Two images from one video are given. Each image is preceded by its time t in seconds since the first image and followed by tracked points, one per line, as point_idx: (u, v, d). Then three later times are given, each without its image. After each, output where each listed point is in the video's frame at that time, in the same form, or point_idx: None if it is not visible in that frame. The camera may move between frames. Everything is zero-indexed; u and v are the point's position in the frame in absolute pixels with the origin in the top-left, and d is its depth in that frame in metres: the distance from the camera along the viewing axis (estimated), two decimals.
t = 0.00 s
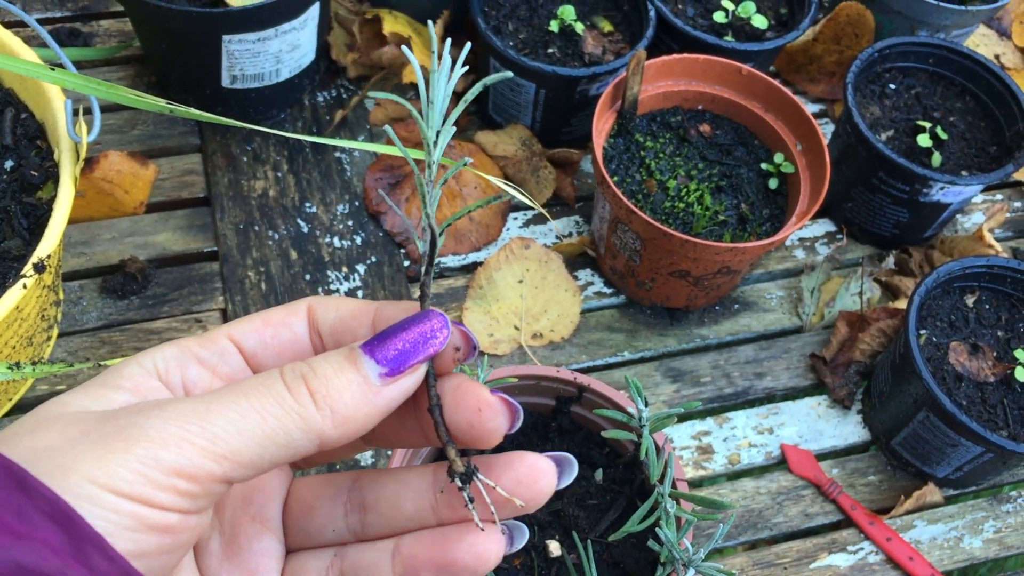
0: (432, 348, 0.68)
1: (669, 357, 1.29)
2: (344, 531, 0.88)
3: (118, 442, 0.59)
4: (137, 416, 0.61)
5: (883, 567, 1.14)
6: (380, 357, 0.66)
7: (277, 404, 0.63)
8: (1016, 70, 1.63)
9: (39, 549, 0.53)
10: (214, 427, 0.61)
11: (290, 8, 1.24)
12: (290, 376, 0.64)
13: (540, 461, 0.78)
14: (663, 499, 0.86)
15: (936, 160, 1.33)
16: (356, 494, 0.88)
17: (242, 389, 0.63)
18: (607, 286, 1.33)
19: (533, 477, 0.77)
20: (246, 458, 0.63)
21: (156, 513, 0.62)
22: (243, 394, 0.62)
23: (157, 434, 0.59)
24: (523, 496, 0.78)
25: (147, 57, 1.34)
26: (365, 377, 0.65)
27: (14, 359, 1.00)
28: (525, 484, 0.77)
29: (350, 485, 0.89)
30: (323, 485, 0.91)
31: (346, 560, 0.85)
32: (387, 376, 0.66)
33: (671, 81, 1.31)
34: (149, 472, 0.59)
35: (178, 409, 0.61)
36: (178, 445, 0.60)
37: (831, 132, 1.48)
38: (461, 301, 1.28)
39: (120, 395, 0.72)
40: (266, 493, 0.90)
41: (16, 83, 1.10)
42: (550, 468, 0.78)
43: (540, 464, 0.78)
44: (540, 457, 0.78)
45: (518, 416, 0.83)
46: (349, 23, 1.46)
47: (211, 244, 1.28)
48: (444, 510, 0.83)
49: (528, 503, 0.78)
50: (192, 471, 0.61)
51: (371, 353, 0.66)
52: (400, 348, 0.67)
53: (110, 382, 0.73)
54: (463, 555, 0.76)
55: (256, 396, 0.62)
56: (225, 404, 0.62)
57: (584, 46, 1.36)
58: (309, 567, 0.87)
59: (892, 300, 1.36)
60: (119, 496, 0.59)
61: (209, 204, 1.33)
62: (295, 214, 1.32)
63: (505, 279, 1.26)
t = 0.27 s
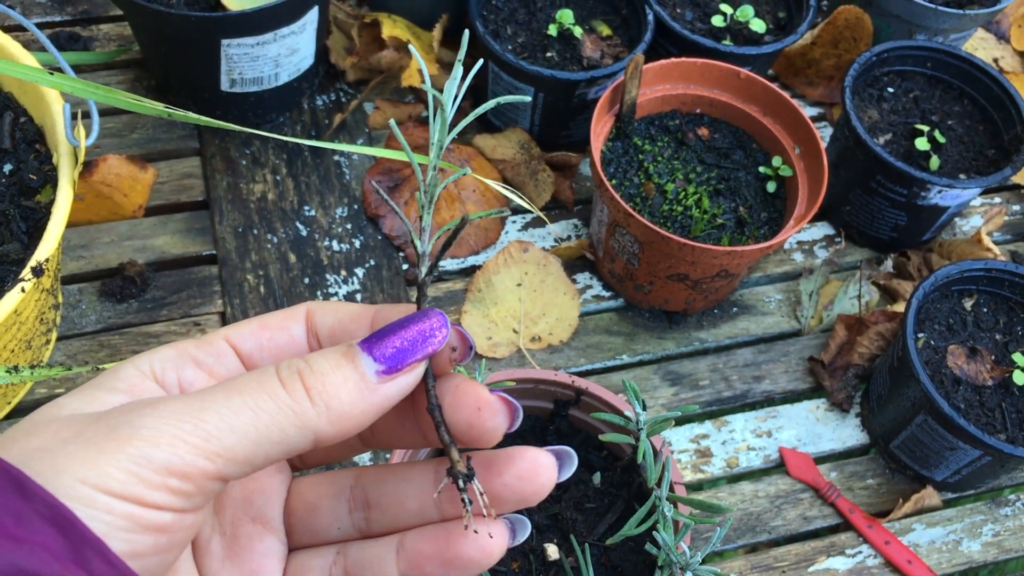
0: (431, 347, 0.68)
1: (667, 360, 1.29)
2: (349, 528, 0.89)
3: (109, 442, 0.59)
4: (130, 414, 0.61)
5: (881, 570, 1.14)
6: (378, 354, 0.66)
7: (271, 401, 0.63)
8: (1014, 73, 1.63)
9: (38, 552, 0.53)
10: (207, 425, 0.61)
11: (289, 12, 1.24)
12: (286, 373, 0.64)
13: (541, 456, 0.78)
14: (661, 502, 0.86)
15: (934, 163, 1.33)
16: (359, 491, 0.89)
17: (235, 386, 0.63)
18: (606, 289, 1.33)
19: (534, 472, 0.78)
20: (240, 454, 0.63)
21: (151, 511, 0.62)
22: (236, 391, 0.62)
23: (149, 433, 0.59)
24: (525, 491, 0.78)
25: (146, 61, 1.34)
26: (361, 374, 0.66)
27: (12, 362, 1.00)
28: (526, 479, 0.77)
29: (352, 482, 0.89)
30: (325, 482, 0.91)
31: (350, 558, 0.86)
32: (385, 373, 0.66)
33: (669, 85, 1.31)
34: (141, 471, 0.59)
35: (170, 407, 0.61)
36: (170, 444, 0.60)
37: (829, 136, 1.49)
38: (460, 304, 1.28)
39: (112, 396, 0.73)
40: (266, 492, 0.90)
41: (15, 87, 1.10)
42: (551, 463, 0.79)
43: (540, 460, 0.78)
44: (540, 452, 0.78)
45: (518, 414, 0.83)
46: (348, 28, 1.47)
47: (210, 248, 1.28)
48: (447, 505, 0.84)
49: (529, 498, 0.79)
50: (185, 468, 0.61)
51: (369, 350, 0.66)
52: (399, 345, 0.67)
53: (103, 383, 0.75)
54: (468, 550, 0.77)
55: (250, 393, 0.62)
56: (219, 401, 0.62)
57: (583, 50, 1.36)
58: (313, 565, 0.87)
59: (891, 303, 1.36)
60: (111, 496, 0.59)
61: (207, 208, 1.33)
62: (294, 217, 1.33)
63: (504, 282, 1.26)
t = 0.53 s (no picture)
0: (442, 344, 0.66)
1: (670, 359, 1.29)
2: (360, 521, 0.91)
3: (116, 440, 0.59)
4: (136, 412, 0.61)
5: (883, 568, 1.14)
6: (386, 352, 0.64)
7: (279, 400, 0.62)
8: (1016, 74, 1.64)
9: (48, 551, 0.53)
10: (215, 423, 0.61)
11: (293, 13, 1.25)
12: (294, 371, 0.63)
13: (544, 455, 0.78)
14: (664, 499, 0.86)
15: (936, 163, 1.34)
16: (367, 485, 0.90)
17: (244, 383, 0.62)
18: (608, 289, 1.34)
19: (538, 470, 0.77)
20: (247, 454, 0.63)
21: (160, 510, 0.63)
22: (245, 390, 0.62)
23: (156, 433, 0.60)
24: (527, 489, 0.78)
25: (151, 62, 1.35)
26: (370, 372, 0.64)
27: (19, 360, 1.01)
28: (528, 478, 0.77)
29: (360, 476, 0.90)
30: (333, 477, 0.92)
31: (359, 552, 0.87)
32: (394, 372, 0.64)
33: (671, 85, 1.32)
34: (148, 470, 0.60)
35: (178, 405, 0.61)
36: (178, 443, 0.60)
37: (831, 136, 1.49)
38: (463, 303, 1.29)
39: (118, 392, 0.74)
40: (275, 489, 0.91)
41: (21, 87, 1.11)
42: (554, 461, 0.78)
43: (543, 459, 0.77)
44: (544, 451, 0.78)
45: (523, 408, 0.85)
46: (352, 29, 1.47)
47: (214, 247, 1.29)
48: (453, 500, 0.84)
49: (532, 496, 0.79)
50: (192, 467, 0.62)
51: (378, 347, 0.64)
52: (408, 344, 0.64)
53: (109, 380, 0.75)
54: (470, 543, 0.76)
55: (258, 392, 0.62)
56: (226, 400, 0.61)
57: (585, 51, 1.37)
58: (323, 558, 0.89)
59: (893, 302, 1.36)
60: (119, 495, 0.60)
61: (212, 208, 1.33)
62: (298, 217, 1.33)
63: (506, 282, 1.25)
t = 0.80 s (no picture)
0: (450, 342, 0.64)
1: (671, 357, 1.30)
2: (362, 515, 0.91)
3: (130, 437, 0.59)
4: (148, 410, 0.61)
5: (883, 565, 1.15)
6: (394, 352, 0.63)
7: (291, 401, 0.62)
8: (1016, 73, 1.64)
9: (59, 545, 0.54)
10: (229, 422, 0.61)
11: (296, 11, 1.25)
12: (306, 370, 0.62)
13: (546, 453, 0.78)
14: (664, 494, 0.87)
15: (936, 162, 1.34)
16: (371, 479, 0.90)
17: (258, 382, 0.62)
18: (609, 286, 1.34)
19: (539, 468, 0.78)
20: (260, 453, 0.63)
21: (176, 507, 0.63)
22: (259, 390, 0.62)
23: (171, 429, 0.60)
24: (528, 487, 0.78)
25: (154, 60, 1.35)
26: (380, 372, 0.63)
27: (22, 356, 1.01)
28: (530, 477, 0.78)
29: (364, 471, 0.91)
30: (337, 471, 0.93)
31: (362, 546, 0.88)
32: (403, 371, 0.64)
33: (672, 83, 1.32)
34: (163, 466, 0.60)
35: (191, 403, 0.61)
36: (192, 441, 0.60)
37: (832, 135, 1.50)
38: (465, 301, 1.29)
39: (127, 385, 0.74)
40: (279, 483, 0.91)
41: (25, 84, 1.11)
42: (556, 460, 0.78)
43: (545, 459, 0.78)
44: (546, 450, 0.78)
45: (529, 403, 0.85)
46: (354, 27, 1.48)
47: (217, 244, 1.30)
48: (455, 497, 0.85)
49: (534, 494, 0.79)
50: (206, 465, 0.62)
51: (387, 347, 0.63)
52: (415, 343, 0.63)
53: (118, 372, 0.75)
54: (471, 541, 0.78)
55: (271, 391, 0.62)
56: (240, 398, 0.61)
57: (587, 50, 1.37)
58: (326, 551, 0.90)
59: (893, 300, 1.36)
60: (134, 492, 0.60)
61: (214, 205, 1.34)
62: (300, 215, 1.34)
63: (507, 279, 1.25)
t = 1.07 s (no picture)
0: (474, 348, 0.63)
1: (671, 357, 1.29)
2: (354, 508, 0.91)
3: (163, 454, 0.57)
4: (179, 424, 0.59)
5: (884, 566, 1.14)
6: (422, 361, 0.60)
7: (322, 416, 0.59)
8: (1018, 73, 1.64)
9: (78, 556, 0.53)
10: (260, 438, 0.59)
11: (297, 10, 1.25)
12: (333, 381, 0.60)
13: (552, 468, 0.78)
14: (665, 494, 0.86)
15: (938, 162, 1.34)
16: (365, 474, 0.90)
17: (289, 393, 0.59)
18: (610, 286, 1.34)
19: (543, 482, 0.77)
20: (293, 468, 0.62)
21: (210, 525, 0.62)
22: (288, 403, 0.59)
23: (204, 447, 0.58)
24: (530, 501, 0.78)
25: (154, 59, 1.35)
26: (408, 381, 0.61)
27: (21, 355, 1.01)
28: (533, 491, 0.77)
29: (359, 465, 0.90)
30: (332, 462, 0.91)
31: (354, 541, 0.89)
32: (431, 381, 0.61)
33: (674, 83, 1.32)
34: (196, 485, 0.58)
35: (223, 417, 0.58)
36: (227, 459, 0.58)
37: (834, 135, 1.49)
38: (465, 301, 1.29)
39: (135, 378, 0.71)
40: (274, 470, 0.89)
41: (26, 83, 1.11)
42: (560, 475, 0.78)
43: (549, 473, 0.77)
44: (551, 464, 0.77)
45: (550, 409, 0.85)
46: (355, 27, 1.48)
47: (217, 243, 1.29)
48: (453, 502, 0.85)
49: (535, 506, 0.79)
50: (239, 482, 0.60)
51: (413, 355, 0.61)
52: (442, 350, 0.61)
53: (121, 365, 0.72)
54: (467, 550, 0.79)
55: (301, 405, 0.59)
56: (270, 413, 0.59)
57: (588, 49, 1.37)
58: (316, 541, 0.91)
59: (894, 301, 1.36)
60: (170, 512, 0.58)
61: (215, 204, 1.34)
62: (301, 214, 1.33)
63: (508, 279, 1.25)
